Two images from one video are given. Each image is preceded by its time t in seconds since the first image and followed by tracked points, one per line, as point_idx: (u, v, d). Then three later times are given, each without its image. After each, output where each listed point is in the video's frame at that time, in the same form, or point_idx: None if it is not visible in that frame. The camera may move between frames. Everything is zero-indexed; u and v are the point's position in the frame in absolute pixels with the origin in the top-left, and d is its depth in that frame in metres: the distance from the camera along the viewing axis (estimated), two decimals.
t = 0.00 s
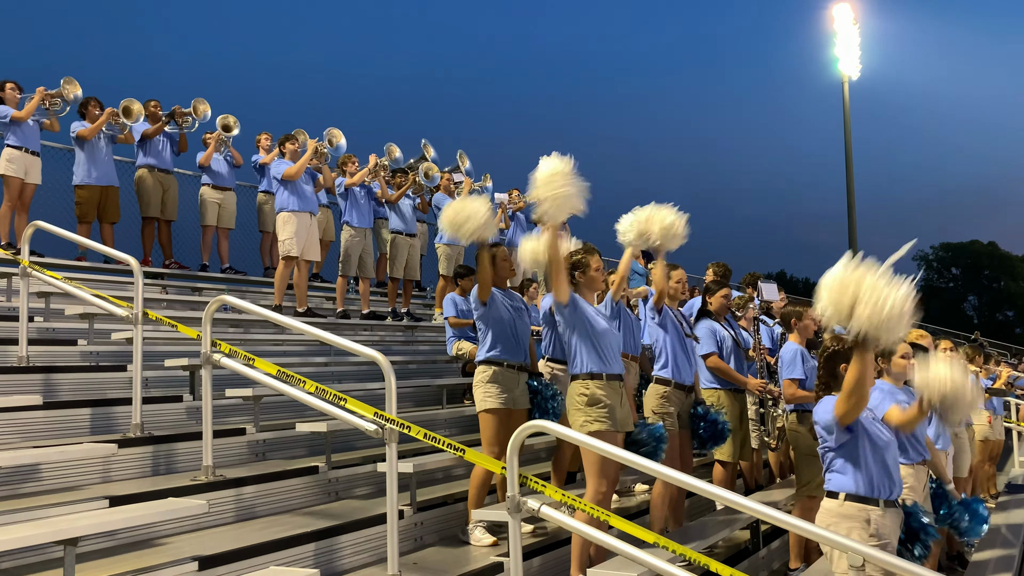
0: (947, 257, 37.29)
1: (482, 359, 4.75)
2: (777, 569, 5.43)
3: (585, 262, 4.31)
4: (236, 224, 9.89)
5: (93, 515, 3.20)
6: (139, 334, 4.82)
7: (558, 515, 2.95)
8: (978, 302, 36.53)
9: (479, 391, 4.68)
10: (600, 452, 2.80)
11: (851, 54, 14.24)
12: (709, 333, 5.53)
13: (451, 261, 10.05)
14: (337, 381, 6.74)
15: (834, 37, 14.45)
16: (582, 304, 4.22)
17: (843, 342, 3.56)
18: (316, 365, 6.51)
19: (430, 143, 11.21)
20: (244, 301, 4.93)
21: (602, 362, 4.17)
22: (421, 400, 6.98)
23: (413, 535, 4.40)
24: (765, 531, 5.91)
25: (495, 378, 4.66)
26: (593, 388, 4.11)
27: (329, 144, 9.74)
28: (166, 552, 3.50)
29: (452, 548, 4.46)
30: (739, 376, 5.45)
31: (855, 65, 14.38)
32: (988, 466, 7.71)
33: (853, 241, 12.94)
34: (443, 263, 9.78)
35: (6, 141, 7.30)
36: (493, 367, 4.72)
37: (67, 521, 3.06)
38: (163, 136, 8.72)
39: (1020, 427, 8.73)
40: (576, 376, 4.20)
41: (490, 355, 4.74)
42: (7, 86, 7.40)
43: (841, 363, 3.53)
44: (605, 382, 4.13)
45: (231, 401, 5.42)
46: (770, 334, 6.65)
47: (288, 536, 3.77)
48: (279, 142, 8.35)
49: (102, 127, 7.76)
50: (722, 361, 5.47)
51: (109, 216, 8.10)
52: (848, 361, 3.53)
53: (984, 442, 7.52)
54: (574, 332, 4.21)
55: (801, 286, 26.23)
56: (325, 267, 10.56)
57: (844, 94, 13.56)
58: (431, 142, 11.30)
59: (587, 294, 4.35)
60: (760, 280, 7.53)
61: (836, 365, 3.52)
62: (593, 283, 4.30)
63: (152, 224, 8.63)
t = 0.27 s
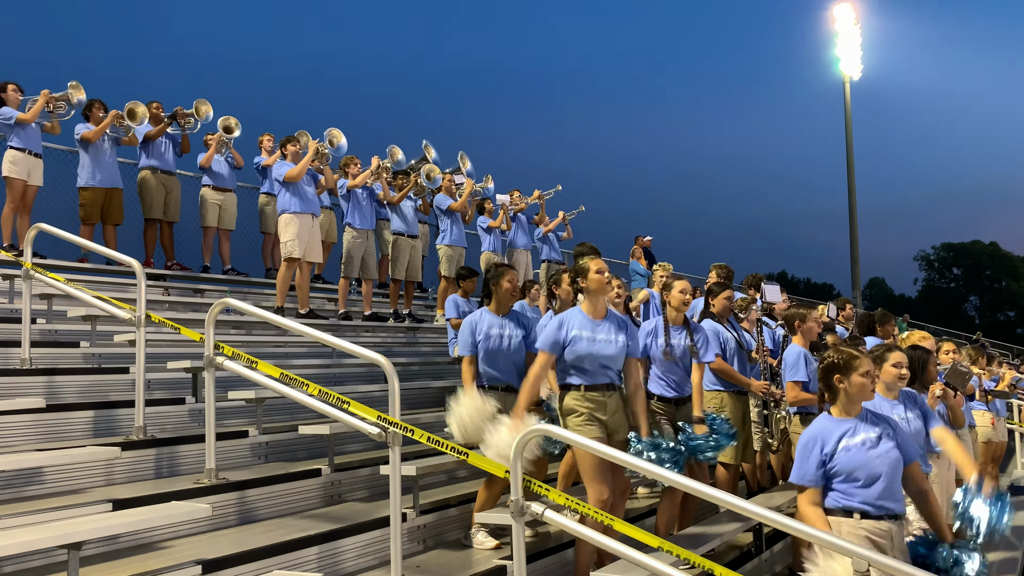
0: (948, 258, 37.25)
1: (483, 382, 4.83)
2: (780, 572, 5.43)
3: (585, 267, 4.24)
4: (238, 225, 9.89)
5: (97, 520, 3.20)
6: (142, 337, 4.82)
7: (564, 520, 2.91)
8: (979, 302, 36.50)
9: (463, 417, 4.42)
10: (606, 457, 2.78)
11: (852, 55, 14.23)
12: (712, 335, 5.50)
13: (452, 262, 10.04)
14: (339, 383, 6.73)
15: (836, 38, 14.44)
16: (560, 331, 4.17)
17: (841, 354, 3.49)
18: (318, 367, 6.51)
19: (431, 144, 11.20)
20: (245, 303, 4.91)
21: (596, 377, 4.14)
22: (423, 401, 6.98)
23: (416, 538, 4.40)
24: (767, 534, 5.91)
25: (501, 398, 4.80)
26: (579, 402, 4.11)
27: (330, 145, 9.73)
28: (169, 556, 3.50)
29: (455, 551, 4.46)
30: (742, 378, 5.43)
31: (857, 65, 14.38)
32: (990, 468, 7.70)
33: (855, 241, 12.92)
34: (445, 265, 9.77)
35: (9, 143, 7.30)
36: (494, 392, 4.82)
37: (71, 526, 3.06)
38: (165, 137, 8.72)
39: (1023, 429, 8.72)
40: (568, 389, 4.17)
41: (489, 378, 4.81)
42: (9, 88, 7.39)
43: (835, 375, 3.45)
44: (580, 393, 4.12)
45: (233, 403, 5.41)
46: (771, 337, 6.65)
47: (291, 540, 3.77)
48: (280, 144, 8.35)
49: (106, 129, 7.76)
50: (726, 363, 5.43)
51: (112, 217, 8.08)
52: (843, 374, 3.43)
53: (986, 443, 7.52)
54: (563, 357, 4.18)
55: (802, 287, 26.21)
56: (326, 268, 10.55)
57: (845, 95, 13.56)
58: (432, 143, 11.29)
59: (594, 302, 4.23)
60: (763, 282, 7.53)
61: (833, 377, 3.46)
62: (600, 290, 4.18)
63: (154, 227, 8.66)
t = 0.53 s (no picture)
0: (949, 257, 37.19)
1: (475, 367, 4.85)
2: (782, 572, 5.44)
3: (577, 267, 4.26)
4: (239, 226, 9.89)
5: (99, 522, 3.20)
6: (143, 338, 4.82)
7: (566, 522, 2.89)
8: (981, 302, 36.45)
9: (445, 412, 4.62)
10: (609, 459, 2.76)
11: (853, 55, 14.23)
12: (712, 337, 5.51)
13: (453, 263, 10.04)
14: (340, 384, 6.74)
15: (836, 37, 14.42)
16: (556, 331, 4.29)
17: (847, 346, 3.47)
18: (319, 368, 6.51)
19: (431, 144, 11.20)
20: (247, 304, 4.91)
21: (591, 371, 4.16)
22: (424, 402, 6.98)
23: (418, 539, 4.41)
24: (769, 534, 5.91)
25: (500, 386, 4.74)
26: (572, 394, 4.12)
27: (330, 146, 9.73)
28: (171, 558, 3.50)
29: (456, 552, 4.46)
30: (744, 378, 5.42)
31: (858, 65, 14.38)
32: (992, 468, 7.70)
33: (856, 241, 12.91)
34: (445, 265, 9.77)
35: (11, 144, 7.30)
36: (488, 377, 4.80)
37: (72, 528, 3.06)
38: (169, 139, 8.72)
39: None
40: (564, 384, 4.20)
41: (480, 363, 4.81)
42: (9, 89, 7.40)
43: (836, 366, 3.43)
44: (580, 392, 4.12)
45: (234, 404, 5.42)
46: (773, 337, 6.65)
47: (293, 541, 3.77)
48: (280, 145, 8.35)
49: (110, 131, 7.77)
50: (728, 364, 5.43)
51: (115, 218, 8.07)
52: (846, 364, 3.42)
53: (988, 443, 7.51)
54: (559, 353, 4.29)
55: (804, 287, 26.16)
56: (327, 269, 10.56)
57: (846, 95, 13.55)
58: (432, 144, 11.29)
59: (583, 301, 4.26)
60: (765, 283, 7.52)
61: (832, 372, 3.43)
62: (590, 287, 4.21)
63: (157, 228, 8.67)
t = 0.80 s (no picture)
0: (951, 257, 37.15)
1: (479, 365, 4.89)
2: (783, 572, 5.44)
3: (578, 265, 4.26)
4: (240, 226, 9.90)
5: (100, 522, 3.20)
6: (145, 338, 4.82)
7: (567, 523, 2.89)
8: (982, 301, 36.40)
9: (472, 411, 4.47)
10: (611, 460, 2.75)
11: (854, 55, 14.23)
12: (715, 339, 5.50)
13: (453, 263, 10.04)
14: (341, 384, 6.74)
15: (838, 37, 14.41)
16: (571, 321, 4.20)
17: (861, 343, 3.49)
18: (320, 368, 6.50)
19: (432, 144, 11.20)
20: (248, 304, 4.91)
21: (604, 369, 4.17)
22: (425, 402, 6.98)
23: (419, 540, 4.41)
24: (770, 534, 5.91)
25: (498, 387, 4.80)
26: (587, 394, 4.10)
27: (330, 146, 9.73)
28: (172, 558, 3.50)
29: (457, 552, 4.45)
30: (746, 379, 5.41)
31: (859, 65, 14.38)
32: (994, 468, 7.69)
33: (857, 241, 12.91)
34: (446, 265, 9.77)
35: (13, 144, 7.31)
36: (494, 376, 4.86)
37: (74, 528, 3.06)
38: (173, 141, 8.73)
39: None
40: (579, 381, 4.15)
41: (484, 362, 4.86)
42: (10, 88, 7.38)
43: (858, 363, 3.43)
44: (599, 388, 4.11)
45: (236, 404, 5.42)
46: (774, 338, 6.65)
47: (294, 542, 3.77)
48: (280, 145, 8.35)
49: (113, 132, 7.78)
50: (730, 363, 5.43)
51: (117, 219, 8.06)
52: (865, 362, 3.43)
53: (990, 443, 7.50)
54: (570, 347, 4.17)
55: (805, 286, 26.12)
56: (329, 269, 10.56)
57: (847, 95, 13.54)
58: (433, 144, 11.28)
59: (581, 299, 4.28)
60: (768, 284, 7.51)
61: (851, 368, 3.43)
62: (587, 287, 4.23)
63: (160, 229, 8.68)
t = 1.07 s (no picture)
0: (953, 257, 37.08)
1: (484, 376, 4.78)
2: (785, 573, 5.44)
3: (588, 269, 4.35)
4: (242, 226, 9.91)
5: (102, 522, 3.21)
6: (147, 338, 4.82)
7: (568, 523, 2.89)
8: (984, 301, 36.30)
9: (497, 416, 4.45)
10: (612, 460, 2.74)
11: (856, 54, 14.22)
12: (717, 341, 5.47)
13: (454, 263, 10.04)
14: (343, 384, 6.74)
15: (839, 37, 14.39)
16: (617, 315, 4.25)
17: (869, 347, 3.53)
18: (321, 368, 6.51)
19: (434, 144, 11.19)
20: (250, 305, 4.91)
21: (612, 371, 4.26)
22: (427, 402, 6.98)
23: (421, 540, 4.41)
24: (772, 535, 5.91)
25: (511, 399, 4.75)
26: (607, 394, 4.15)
27: (332, 147, 9.74)
28: (174, 558, 3.50)
29: (458, 553, 4.46)
30: (747, 379, 5.41)
31: (860, 64, 14.37)
32: (995, 469, 7.68)
33: (859, 241, 12.91)
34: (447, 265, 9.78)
35: (15, 144, 7.32)
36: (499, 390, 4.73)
37: (76, 528, 3.07)
38: (175, 142, 8.74)
39: None
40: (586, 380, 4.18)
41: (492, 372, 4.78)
42: (13, 89, 7.35)
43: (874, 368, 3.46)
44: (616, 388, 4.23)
45: (237, 404, 5.43)
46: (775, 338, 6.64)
47: (296, 542, 3.78)
48: (282, 145, 8.36)
49: (115, 132, 7.79)
50: (732, 364, 5.43)
51: (119, 219, 8.07)
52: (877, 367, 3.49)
53: (991, 444, 7.49)
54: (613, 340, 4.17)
55: (807, 286, 26.06)
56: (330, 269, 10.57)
57: (849, 94, 13.52)
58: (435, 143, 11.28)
59: (592, 300, 4.38)
60: (770, 283, 7.48)
61: (871, 370, 3.44)
62: (600, 288, 4.34)
63: (162, 228, 8.69)
